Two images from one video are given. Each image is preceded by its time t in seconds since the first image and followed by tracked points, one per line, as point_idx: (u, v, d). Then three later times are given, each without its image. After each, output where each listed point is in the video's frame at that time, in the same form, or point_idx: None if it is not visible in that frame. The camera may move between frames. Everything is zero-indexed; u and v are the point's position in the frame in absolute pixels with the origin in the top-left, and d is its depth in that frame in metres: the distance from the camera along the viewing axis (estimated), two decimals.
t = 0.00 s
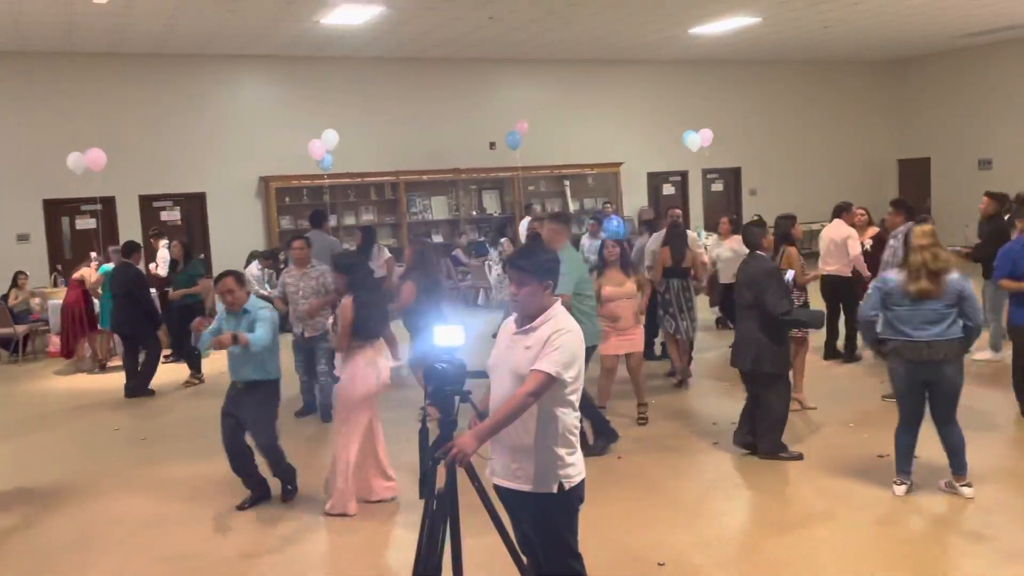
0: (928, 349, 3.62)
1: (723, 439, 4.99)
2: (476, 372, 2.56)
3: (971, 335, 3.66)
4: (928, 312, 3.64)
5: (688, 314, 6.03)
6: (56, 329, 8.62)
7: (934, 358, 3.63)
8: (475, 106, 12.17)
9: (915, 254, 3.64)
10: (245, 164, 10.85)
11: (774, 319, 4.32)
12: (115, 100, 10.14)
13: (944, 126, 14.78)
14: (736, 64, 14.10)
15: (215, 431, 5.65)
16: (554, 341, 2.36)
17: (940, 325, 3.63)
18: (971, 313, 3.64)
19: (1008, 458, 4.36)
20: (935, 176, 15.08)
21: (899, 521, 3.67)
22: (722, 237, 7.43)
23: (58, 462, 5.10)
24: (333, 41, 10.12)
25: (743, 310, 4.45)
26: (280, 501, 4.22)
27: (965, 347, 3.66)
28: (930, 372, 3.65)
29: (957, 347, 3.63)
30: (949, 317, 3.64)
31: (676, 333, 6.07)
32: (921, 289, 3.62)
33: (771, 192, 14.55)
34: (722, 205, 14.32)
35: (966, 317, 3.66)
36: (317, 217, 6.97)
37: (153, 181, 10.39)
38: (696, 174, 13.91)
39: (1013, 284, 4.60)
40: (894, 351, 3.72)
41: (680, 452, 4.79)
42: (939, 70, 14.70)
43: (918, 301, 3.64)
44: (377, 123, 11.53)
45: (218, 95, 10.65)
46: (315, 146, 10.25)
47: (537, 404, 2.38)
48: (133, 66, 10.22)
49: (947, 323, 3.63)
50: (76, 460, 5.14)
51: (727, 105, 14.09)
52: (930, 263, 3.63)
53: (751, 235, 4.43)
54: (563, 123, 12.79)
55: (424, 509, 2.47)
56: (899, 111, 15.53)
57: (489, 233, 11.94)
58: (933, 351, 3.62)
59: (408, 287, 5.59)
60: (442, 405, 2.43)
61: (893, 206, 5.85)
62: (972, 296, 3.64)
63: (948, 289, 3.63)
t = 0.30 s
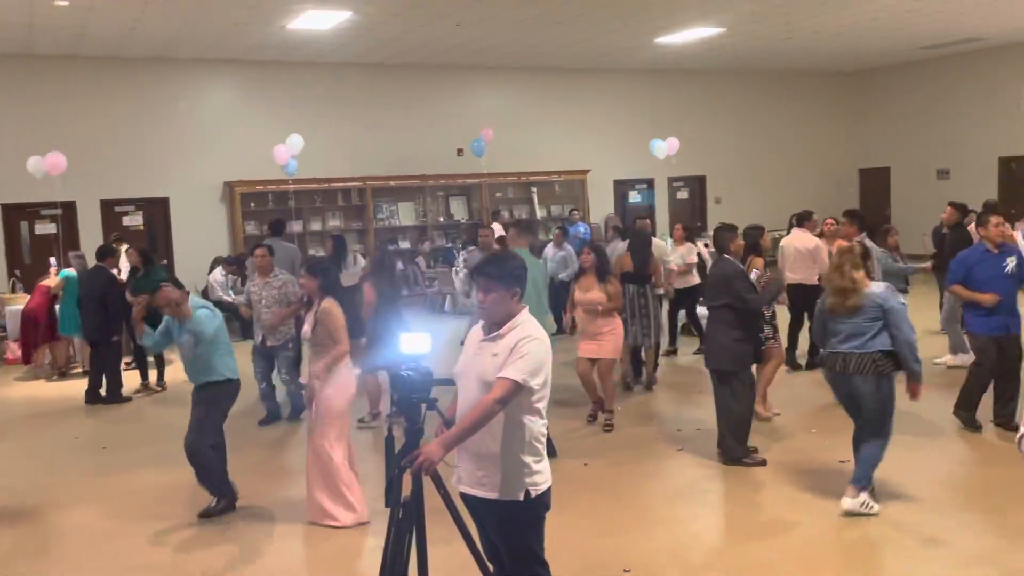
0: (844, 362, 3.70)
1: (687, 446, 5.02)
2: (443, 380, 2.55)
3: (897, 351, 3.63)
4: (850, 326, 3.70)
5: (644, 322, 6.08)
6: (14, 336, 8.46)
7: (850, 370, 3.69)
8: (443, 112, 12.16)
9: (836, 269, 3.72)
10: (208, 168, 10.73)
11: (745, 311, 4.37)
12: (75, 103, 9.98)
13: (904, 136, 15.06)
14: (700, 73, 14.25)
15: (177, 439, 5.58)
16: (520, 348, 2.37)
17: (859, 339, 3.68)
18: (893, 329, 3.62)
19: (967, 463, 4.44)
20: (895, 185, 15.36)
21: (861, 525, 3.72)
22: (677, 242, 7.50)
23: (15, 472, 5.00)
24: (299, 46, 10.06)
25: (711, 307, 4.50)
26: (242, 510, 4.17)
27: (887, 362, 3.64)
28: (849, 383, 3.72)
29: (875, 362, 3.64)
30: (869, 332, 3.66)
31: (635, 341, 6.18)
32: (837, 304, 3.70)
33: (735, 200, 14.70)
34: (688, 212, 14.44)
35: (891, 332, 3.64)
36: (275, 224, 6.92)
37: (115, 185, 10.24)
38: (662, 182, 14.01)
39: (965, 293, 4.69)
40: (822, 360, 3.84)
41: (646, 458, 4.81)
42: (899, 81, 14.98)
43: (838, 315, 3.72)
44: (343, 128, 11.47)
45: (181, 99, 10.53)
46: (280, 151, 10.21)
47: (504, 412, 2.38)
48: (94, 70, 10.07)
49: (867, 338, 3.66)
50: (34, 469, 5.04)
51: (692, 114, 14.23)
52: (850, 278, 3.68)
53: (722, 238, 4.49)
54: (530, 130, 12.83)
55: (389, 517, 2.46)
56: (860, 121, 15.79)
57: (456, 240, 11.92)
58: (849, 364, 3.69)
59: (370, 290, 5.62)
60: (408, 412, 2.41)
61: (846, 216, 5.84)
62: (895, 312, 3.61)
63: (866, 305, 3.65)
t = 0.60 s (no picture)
0: (775, 375, 3.75)
1: (653, 453, 5.03)
2: (408, 389, 2.53)
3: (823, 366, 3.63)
4: (783, 339, 3.76)
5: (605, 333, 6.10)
6: None
7: (779, 383, 3.73)
8: (410, 119, 12.13)
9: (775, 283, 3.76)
10: (171, 172, 10.58)
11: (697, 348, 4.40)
12: (34, 105, 9.80)
13: (865, 149, 15.33)
14: (667, 84, 14.38)
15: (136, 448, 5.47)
16: (486, 357, 2.35)
17: (790, 352, 3.71)
18: (818, 346, 3.63)
19: (928, 471, 4.49)
20: (856, 197, 15.62)
21: (824, 533, 3.74)
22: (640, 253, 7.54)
23: None
24: (266, 50, 9.98)
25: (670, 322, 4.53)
26: (203, 521, 4.09)
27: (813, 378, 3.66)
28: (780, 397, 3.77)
29: (801, 377, 3.67)
30: (799, 346, 3.69)
31: (600, 347, 6.20)
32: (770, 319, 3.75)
33: (700, 210, 14.84)
34: (653, 221, 14.53)
35: (817, 350, 3.65)
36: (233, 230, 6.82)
37: (74, 189, 10.06)
38: (628, 192, 14.11)
39: (924, 307, 4.69)
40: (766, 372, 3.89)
41: (612, 467, 4.80)
42: (860, 94, 15.25)
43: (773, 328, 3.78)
44: (310, 134, 11.40)
45: (145, 102, 10.40)
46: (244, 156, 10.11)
47: (469, 421, 2.37)
48: (54, 71, 9.89)
49: (797, 352, 3.69)
50: None
51: (659, 124, 14.35)
52: (785, 293, 3.72)
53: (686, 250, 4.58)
54: (498, 138, 12.85)
55: (354, 528, 2.44)
56: (822, 133, 16.04)
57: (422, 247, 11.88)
58: (779, 377, 3.73)
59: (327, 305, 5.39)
60: (373, 421, 2.39)
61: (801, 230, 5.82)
62: (819, 328, 3.61)
63: (795, 319, 3.68)
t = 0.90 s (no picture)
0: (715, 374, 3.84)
1: (624, 458, 5.04)
2: (380, 393, 2.52)
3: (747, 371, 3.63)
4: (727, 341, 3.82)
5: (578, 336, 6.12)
6: None
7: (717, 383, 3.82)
8: (383, 123, 12.10)
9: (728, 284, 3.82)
10: (141, 174, 10.47)
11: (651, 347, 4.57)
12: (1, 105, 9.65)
13: (834, 157, 15.52)
14: (640, 90, 14.47)
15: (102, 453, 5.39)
16: (459, 361, 2.35)
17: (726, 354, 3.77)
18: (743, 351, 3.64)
19: (894, 476, 4.55)
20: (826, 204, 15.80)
21: (792, 537, 3.77)
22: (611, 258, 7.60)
23: None
24: (238, 52, 9.91)
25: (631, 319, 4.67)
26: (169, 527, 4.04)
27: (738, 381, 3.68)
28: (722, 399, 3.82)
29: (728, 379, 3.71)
30: (732, 348, 3.74)
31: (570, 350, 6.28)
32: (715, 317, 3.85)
33: (673, 216, 14.95)
34: (626, 227, 14.61)
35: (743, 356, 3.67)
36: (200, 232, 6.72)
37: (42, 190, 9.92)
38: (601, 197, 14.17)
39: (923, 315, 4.66)
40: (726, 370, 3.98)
41: (583, 471, 4.81)
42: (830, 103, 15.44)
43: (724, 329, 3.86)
44: (283, 136, 11.33)
45: (116, 104, 10.29)
46: (214, 159, 10.04)
47: (442, 425, 2.36)
48: (21, 71, 9.74)
49: (729, 353, 3.74)
50: None
51: (632, 130, 14.43)
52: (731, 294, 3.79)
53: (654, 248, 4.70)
54: (472, 143, 12.86)
55: (325, 533, 2.43)
56: (793, 141, 16.22)
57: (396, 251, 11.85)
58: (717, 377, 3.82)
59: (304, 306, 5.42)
60: (345, 426, 2.38)
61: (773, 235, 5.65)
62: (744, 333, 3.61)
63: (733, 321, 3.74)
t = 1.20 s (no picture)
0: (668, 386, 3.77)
1: (600, 463, 5.05)
2: (356, 399, 2.52)
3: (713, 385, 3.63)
4: (680, 353, 3.75)
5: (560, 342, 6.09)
6: None
7: (671, 396, 3.75)
8: (359, 128, 12.08)
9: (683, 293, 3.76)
10: (113, 180, 10.36)
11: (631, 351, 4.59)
12: None
13: (808, 163, 15.68)
14: (615, 97, 14.55)
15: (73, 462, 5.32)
16: (434, 366, 2.35)
17: (684, 366, 3.72)
18: (711, 364, 3.63)
19: (866, 479, 4.60)
20: (799, 210, 15.96)
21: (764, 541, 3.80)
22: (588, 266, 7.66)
23: None
24: (213, 57, 9.86)
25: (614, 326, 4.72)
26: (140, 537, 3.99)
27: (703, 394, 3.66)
28: (677, 412, 3.76)
29: (691, 392, 3.68)
30: (693, 361, 3.70)
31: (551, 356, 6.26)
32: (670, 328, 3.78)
33: (649, 221, 15.04)
34: (603, 233, 14.67)
35: (710, 367, 3.66)
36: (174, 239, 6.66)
37: (12, 196, 9.81)
38: (577, 203, 14.22)
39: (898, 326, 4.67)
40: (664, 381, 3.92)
41: (560, 476, 4.81)
42: (803, 110, 15.61)
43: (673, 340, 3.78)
44: (258, 142, 11.27)
45: (88, 108, 10.19)
46: (188, 164, 9.98)
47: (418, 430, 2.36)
48: None
49: (690, 366, 3.70)
50: None
51: (608, 136, 14.50)
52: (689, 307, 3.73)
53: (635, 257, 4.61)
54: (448, 148, 12.86)
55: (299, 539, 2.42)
56: (767, 148, 16.38)
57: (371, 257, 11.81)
58: (671, 389, 3.76)
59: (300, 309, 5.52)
60: (320, 431, 2.37)
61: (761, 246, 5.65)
62: (717, 346, 3.61)
63: (696, 334, 3.69)
